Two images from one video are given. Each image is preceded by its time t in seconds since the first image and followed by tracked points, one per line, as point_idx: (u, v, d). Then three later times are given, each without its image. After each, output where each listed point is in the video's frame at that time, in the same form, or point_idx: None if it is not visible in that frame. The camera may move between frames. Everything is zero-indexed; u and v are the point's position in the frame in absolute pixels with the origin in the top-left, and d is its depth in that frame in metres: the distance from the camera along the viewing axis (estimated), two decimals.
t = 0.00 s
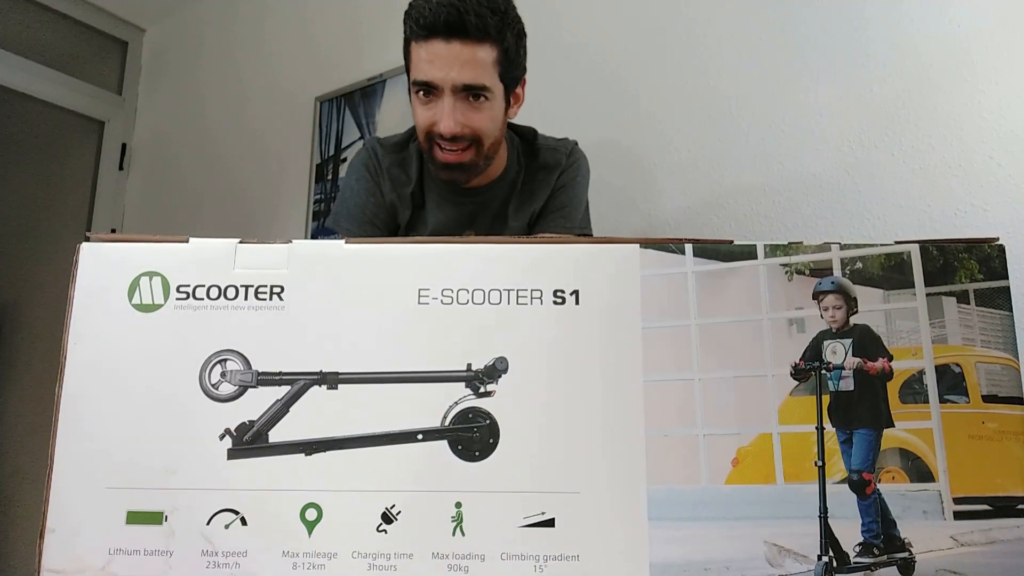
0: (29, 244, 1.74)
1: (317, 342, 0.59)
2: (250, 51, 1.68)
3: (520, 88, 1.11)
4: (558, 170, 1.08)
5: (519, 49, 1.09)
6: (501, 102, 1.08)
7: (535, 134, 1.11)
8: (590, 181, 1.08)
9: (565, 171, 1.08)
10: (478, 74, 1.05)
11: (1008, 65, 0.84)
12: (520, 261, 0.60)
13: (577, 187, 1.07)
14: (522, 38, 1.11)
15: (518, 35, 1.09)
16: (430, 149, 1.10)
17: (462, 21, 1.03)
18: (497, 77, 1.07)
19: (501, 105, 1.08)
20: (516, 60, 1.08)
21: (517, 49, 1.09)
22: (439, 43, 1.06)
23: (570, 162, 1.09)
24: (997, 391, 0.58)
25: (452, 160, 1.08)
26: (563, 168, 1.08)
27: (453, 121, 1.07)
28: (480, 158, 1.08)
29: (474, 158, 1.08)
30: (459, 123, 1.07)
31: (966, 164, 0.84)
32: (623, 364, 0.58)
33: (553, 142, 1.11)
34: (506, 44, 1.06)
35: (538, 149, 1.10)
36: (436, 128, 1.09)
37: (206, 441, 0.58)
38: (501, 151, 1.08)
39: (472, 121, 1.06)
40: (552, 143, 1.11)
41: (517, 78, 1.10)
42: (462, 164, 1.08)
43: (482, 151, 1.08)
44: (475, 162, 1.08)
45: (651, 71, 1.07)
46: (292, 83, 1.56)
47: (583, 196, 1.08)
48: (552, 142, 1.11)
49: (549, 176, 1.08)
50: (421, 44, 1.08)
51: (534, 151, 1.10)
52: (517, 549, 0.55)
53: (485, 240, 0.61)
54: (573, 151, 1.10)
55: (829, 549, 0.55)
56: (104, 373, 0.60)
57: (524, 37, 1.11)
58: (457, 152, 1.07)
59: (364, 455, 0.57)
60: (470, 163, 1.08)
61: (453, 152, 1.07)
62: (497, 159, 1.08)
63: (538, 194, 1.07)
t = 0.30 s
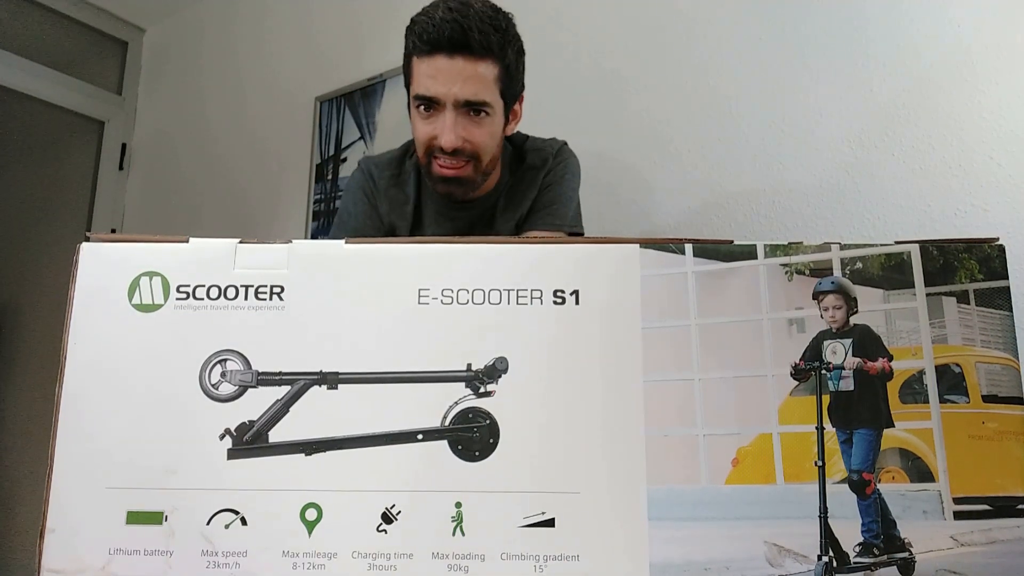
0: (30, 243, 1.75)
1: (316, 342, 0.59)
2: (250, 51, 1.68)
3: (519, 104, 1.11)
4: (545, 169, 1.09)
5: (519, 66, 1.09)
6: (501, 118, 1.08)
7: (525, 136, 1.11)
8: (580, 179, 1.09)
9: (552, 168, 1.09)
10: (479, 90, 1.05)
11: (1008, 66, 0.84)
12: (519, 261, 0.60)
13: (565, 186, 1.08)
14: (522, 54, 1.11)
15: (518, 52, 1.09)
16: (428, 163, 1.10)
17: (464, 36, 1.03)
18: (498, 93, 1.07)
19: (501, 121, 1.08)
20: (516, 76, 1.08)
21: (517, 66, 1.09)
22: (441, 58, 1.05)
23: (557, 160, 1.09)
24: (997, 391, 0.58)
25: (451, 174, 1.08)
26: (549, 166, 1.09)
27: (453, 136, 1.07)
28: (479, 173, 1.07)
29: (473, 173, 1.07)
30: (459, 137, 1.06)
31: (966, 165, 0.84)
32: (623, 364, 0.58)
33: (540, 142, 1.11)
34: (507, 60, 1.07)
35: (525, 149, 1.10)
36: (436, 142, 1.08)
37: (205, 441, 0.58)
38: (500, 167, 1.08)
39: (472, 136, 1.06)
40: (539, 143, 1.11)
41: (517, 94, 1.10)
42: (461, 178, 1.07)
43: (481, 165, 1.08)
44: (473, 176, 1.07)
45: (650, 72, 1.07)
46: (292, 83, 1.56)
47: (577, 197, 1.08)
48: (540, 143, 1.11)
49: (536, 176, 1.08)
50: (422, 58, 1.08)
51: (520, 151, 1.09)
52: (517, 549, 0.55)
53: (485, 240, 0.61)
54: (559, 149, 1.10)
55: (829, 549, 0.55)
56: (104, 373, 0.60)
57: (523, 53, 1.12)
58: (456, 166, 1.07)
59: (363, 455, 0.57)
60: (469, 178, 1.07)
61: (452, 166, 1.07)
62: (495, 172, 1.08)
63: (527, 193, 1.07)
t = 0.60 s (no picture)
0: (29, 243, 1.74)
1: (316, 342, 0.59)
2: (250, 51, 1.68)
3: (511, 107, 1.10)
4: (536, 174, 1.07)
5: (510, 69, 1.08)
6: (492, 121, 1.06)
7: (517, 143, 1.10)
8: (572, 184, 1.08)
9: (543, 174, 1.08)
10: (469, 92, 1.03)
11: (1008, 66, 0.84)
12: (519, 260, 0.60)
13: (556, 191, 1.06)
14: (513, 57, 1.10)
15: (510, 55, 1.08)
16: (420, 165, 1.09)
17: (455, 40, 1.02)
18: (489, 96, 1.05)
19: (492, 124, 1.06)
20: (507, 79, 1.07)
21: (509, 70, 1.08)
22: (431, 61, 1.04)
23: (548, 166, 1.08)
24: (997, 391, 0.58)
25: (443, 175, 1.07)
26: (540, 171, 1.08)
27: (444, 139, 1.06)
28: (470, 175, 1.06)
29: (464, 175, 1.06)
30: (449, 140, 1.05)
31: (966, 165, 0.84)
32: (622, 363, 0.58)
33: (532, 149, 1.10)
34: (498, 64, 1.05)
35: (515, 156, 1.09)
36: (426, 145, 1.07)
37: (205, 441, 0.58)
38: (491, 169, 1.07)
39: (462, 139, 1.05)
40: (531, 150, 1.10)
41: (508, 97, 1.09)
42: (452, 181, 1.06)
43: (472, 168, 1.06)
44: (464, 179, 1.06)
45: (650, 71, 1.06)
46: (292, 83, 1.55)
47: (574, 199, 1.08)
48: (532, 149, 1.10)
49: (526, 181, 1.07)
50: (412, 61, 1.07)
51: (511, 157, 1.08)
52: (516, 549, 0.55)
53: (485, 240, 0.61)
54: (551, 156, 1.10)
55: (829, 548, 0.55)
56: (104, 372, 0.60)
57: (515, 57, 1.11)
58: (447, 169, 1.06)
59: (363, 455, 0.57)
60: (459, 180, 1.06)
61: (443, 168, 1.06)
62: (486, 175, 1.07)
63: (518, 198, 1.06)
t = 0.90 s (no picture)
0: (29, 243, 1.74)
1: (316, 342, 0.59)
2: (250, 51, 1.68)
3: (506, 109, 1.10)
4: (533, 179, 1.08)
5: (503, 73, 1.07)
6: (486, 125, 1.06)
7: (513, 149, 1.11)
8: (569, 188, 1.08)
9: (540, 179, 1.08)
10: (462, 98, 1.03)
11: (1008, 66, 0.84)
12: (519, 261, 0.60)
13: (554, 196, 1.06)
14: (506, 61, 1.09)
15: (502, 60, 1.07)
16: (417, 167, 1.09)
17: (446, 50, 1.01)
18: (482, 101, 1.04)
19: (486, 128, 1.06)
20: (500, 84, 1.06)
21: (502, 74, 1.07)
22: (424, 68, 1.03)
23: (545, 171, 1.09)
24: (997, 391, 0.58)
25: (439, 178, 1.06)
26: (537, 177, 1.08)
27: (439, 142, 1.05)
28: (466, 178, 1.06)
29: (460, 178, 1.06)
30: (444, 143, 1.05)
31: (966, 165, 0.84)
32: (622, 362, 0.58)
33: (529, 154, 1.10)
34: (491, 70, 1.04)
35: (512, 162, 1.09)
36: (422, 148, 1.07)
37: (205, 440, 0.58)
38: (485, 172, 1.07)
39: (457, 142, 1.05)
40: (529, 155, 1.10)
41: (502, 101, 1.08)
42: (448, 183, 1.06)
43: (467, 171, 1.06)
44: (460, 182, 1.06)
45: (650, 71, 1.06)
46: (292, 83, 1.55)
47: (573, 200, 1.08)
48: (530, 154, 1.10)
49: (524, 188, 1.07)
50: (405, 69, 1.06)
51: (508, 163, 1.09)
52: (516, 549, 0.55)
53: (485, 239, 0.61)
54: (549, 162, 1.10)
55: (829, 548, 0.55)
56: (104, 372, 0.60)
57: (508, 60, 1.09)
58: (443, 171, 1.06)
59: (362, 454, 0.57)
60: (455, 183, 1.06)
61: (439, 171, 1.06)
62: (482, 178, 1.07)
63: (515, 204, 1.06)
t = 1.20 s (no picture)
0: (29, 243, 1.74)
1: (315, 342, 0.59)
2: (250, 50, 1.68)
3: (506, 111, 1.11)
4: (534, 181, 1.08)
5: (504, 74, 1.09)
6: (489, 124, 1.07)
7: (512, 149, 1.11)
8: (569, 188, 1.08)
9: (540, 181, 1.08)
10: (465, 98, 1.04)
11: (1008, 66, 0.84)
12: (519, 261, 0.60)
13: (554, 198, 1.07)
14: (506, 63, 1.11)
15: (502, 62, 1.09)
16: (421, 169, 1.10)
17: (449, 51, 1.03)
18: (484, 101, 1.06)
19: (488, 128, 1.07)
20: (501, 85, 1.08)
21: (502, 76, 1.09)
22: (427, 70, 1.05)
23: (545, 173, 1.09)
24: (997, 391, 0.58)
25: (443, 178, 1.07)
26: (537, 179, 1.08)
27: (443, 143, 1.07)
28: (469, 178, 1.07)
29: (464, 178, 1.07)
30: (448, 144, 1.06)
31: (966, 165, 0.84)
32: (622, 363, 0.58)
33: (530, 156, 1.11)
34: (492, 70, 1.06)
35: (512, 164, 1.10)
36: (426, 149, 1.08)
37: (205, 440, 0.58)
38: (488, 173, 1.08)
39: (461, 142, 1.06)
40: (529, 157, 1.11)
41: (503, 102, 1.10)
42: (452, 183, 1.07)
43: (471, 170, 1.07)
44: (464, 182, 1.07)
45: (651, 71, 1.06)
46: (292, 83, 1.55)
47: (573, 200, 1.09)
48: (530, 155, 1.11)
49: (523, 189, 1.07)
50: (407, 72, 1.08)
51: (508, 164, 1.09)
52: (516, 549, 0.55)
53: (485, 239, 0.61)
54: (549, 164, 1.10)
55: (829, 548, 0.55)
56: (104, 372, 0.60)
57: (507, 63, 1.12)
58: (447, 172, 1.07)
59: (362, 455, 0.57)
60: (460, 183, 1.07)
61: (443, 172, 1.07)
62: (485, 178, 1.08)
63: (515, 205, 1.06)
